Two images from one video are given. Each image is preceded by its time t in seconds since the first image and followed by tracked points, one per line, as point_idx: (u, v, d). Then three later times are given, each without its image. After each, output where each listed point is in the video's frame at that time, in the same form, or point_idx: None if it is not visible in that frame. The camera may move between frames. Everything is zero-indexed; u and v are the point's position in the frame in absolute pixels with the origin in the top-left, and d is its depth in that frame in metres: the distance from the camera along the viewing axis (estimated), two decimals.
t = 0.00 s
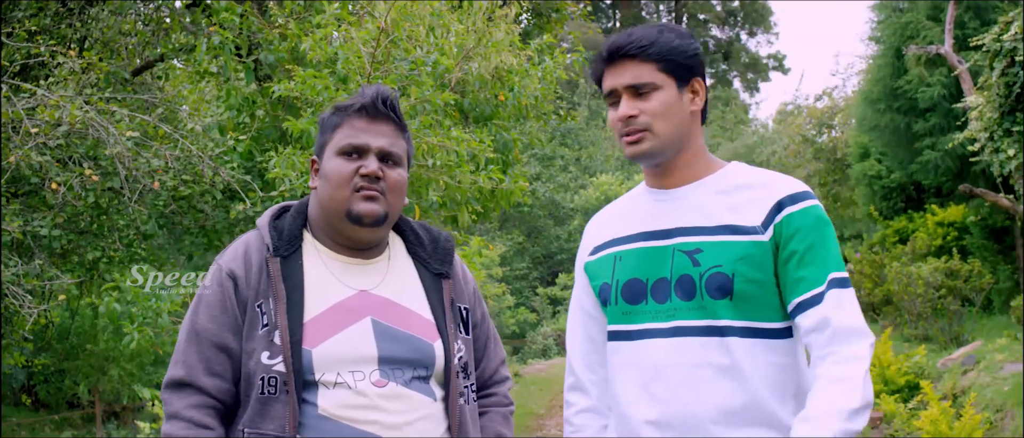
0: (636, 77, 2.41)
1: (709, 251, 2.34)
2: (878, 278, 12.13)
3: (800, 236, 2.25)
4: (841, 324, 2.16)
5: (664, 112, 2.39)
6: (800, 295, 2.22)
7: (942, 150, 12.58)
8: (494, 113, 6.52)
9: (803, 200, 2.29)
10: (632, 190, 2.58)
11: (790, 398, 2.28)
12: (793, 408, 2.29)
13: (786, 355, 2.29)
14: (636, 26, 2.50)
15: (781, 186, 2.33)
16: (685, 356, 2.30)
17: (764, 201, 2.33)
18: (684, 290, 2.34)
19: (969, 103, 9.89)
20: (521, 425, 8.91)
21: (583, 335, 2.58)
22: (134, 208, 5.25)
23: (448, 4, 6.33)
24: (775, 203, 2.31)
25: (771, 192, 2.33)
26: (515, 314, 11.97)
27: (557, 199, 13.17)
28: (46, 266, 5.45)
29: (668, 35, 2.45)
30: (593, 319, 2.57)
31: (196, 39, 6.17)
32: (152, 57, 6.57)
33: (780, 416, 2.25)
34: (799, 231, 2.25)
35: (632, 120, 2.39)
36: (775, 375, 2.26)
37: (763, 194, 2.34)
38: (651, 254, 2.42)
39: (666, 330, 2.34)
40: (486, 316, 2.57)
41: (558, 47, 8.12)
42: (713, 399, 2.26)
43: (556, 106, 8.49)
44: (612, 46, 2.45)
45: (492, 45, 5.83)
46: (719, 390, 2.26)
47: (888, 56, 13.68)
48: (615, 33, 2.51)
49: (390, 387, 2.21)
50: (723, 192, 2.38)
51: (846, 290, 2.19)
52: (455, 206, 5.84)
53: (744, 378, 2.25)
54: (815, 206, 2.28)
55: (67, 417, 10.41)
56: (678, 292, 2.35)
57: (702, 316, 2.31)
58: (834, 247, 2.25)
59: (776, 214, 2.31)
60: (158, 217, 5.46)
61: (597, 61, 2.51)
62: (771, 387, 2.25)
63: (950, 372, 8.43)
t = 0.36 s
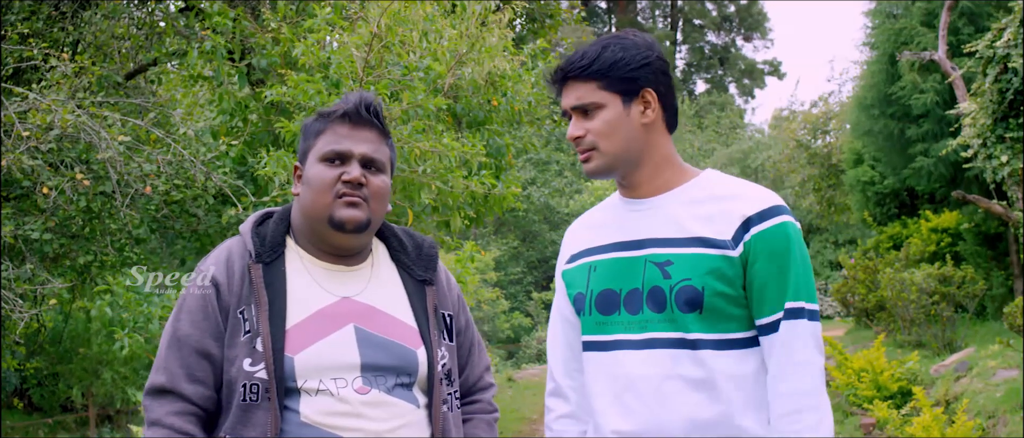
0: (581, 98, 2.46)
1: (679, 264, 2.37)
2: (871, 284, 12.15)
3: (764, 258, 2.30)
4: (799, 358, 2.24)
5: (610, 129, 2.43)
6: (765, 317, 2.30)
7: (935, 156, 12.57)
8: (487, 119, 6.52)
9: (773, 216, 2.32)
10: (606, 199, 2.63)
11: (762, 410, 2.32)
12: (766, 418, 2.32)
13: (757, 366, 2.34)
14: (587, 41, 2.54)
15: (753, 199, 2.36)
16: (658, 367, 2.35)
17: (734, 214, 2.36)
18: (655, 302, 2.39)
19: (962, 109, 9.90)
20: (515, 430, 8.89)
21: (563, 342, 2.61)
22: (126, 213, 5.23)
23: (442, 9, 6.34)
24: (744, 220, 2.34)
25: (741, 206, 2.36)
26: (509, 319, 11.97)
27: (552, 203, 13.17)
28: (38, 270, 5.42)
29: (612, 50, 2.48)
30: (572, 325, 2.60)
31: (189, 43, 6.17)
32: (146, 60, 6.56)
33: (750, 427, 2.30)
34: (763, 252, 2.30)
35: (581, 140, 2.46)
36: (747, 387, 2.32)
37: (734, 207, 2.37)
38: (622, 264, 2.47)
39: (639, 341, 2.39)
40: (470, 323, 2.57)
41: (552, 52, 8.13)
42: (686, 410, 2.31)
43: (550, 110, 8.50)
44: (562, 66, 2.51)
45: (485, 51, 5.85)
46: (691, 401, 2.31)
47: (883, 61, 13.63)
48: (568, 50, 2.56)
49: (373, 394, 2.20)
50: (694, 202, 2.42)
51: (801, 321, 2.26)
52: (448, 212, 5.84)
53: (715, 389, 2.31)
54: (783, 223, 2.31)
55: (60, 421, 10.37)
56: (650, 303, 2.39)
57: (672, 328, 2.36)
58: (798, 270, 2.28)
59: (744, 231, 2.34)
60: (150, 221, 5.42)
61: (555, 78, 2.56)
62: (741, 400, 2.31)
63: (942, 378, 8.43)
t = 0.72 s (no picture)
0: (618, 84, 2.48)
1: (681, 262, 2.38)
2: (870, 285, 12.15)
3: (770, 255, 2.30)
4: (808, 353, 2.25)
5: (645, 118, 2.46)
6: (769, 313, 2.30)
7: (935, 157, 12.55)
8: (486, 117, 6.52)
9: (777, 213, 2.33)
10: (603, 195, 2.63)
11: (763, 409, 2.32)
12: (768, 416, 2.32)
13: (758, 364, 2.34)
14: (608, 31, 2.56)
15: (757, 197, 2.36)
16: (659, 366, 2.35)
17: (738, 213, 2.36)
18: (657, 301, 2.39)
19: (961, 111, 9.88)
20: (511, 429, 8.88)
21: (554, 341, 2.61)
22: (124, 209, 5.21)
23: (440, 7, 6.33)
24: (748, 217, 2.34)
25: (745, 204, 2.36)
26: (508, 318, 11.98)
27: (552, 203, 13.16)
28: (35, 266, 5.40)
29: (644, 42, 2.53)
30: (564, 325, 2.60)
31: (188, 40, 6.15)
32: (145, 57, 6.55)
33: (754, 426, 2.30)
34: (769, 250, 2.30)
35: (615, 125, 2.45)
36: (749, 385, 2.32)
37: (737, 205, 2.37)
38: (622, 262, 2.47)
39: (639, 340, 2.39)
40: (461, 321, 2.57)
41: (550, 51, 8.13)
42: (689, 410, 2.31)
43: (549, 109, 8.49)
44: (590, 51, 2.50)
45: (483, 49, 5.85)
46: (693, 400, 2.31)
47: (883, 62, 13.62)
48: (586, 39, 2.57)
49: (363, 391, 2.20)
50: (694, 200, 2.42)
51: (811, 316, 2.27)
52: (445, 210, 5.83)
53: (717, 388, 2.31)
54: (788, 220, 2.33)
55: (57, 417, 10.35)
56: (652, 302, 2.40)
57: (675, 326, 2.36)
58: (805, 267, 2.31)
59: (749, 228, 2.34)
60: (147, 217, 5.42)
61: (569, 66, 2.56)
62: (743, 398, 2.31)
63: (940, 379, 8.42)
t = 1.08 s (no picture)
0: (626, 76, 2.47)
1: (681, 256, 2.38)
2: (869, 284, 12.15)
3: (769, 241, 2.30)
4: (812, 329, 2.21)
5: (651, 111, 2.47)
6: (768, 298, 2.27)
7: (934, 156, 12.55)
8: (484, 115, 6.53)
9: (776, 204, 2.34)
10: (597, 191, 2.63)
11: (759, 404, 2.32)
12: (764, 411, 2.33)
13: (756, 361, 2.33)
14: (614, 23, 2.55)
15: (756, 190, 2.38)
16: (659, 361, 2.34)
17: (737, 206, 2.37)
18: (656, 295, 2.39)
19: (960, 109, 9.88)
20: (510, 428, 8.87)
21: (547, 339, 2.60)
22: (121, 207, 5.20)
23: (438, 5, 6.33)
24: (748, 206, 2.36)
25: (744, 197, 2.38)
26: (508, 317, 11.98)
27: (552, 201, 13.15)
28: (32, 264, 5.38)
29: (652, 37, 2.53)
30: (558, 322, 2.60)
31: (186, 38, 6.15)
32: (143, 55, 6.55)
33: (752, 419, 2.30)
34: (770, 237, 2.30)
35: (622, 118, 2.45)
36: (746, 380, 2.31)
37: (736, 199, 2.38)
38: (620, 256, 2.47)
39: (637, 335, 2.38)
40: (451, 317, 2.62)
41: (549, 50, 8.13)
42: (687, 406, 2.30)
43: (549, 107, 8.49)
44: (599, 42, 2.49)
45: (480, 47, 5.86)
46: (692, 396, 2.30)
47: (882, 61, 13.61)
48: (592, 30, 2.56)
49: (352, 388, 2.24)
50: (692, 196, 2.44)
51: (815, 297, 2.24)
52: (443, 208, 5.84)
53: (716, 384, 2.29)
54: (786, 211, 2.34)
55: (57, 415, 10.34)
56: (651, 296, 2.39)
57: (676, 320, 2.35)
58: (805, 252, 2.30)
59: (748, 217, 2.36)
60: (145, 215, 5.40)
61: (574, 57, 2.54)
62: (741, 392, 2.30)
63: (938, 378, 8.41)
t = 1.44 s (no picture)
0: (617, 77, 2.48)
1: (671, 261, 2.39)
2: (865, 286, 12.19)
3: (758, 256, 2.31)
4: (784, 353, 2.27)
5: (642, 113, 2.47)
6: (760, 315, 2.31)
7: (928, 158, 12.57)
8: (478, 116, 6.55)
9: (767, 213, 2.35)
10: (592, 191, 2.63)
11: (749, 409, 2.33)
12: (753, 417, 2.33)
13: (749, 363, 2.35)
14: (609, 24, 2.57)
15: (746, 196, 2.38)
16: (648, 365, 2.35)
17: (726, 211, 2.38)
18: (646, 299, 2.39)
19: (955, 111, 9.91)
20: (506, 429, 8.85)
21: (545, 337, 2.60)
22: (115, 209, 5.18)
23: (432, 6, 6.34)
24: (738, 217, 2.36)
25: (733, 203, 2.38)
26: (505, 319, 11.98)
27: (550, 203, 13.16)
28: (26, 266, 5.40)
29: (645, 37, 2.54)
30: (554, 320, 2.59)
31: (180, 39, 6.16)
32: (138, 57, 6.55)
33: (740, 424, 2.31)
34: (758, 248, 2.32)
35: (612, 119, 2.45)
36: (736, 383, 2.33)
37: (725, 203, 2.39)
38: (611, 260, 2.48)
39: (628, 338, 2.39)
40: (437, 318, 2.65)
41: (544, 52, 8.14)
42: (678, 409, 2.32)
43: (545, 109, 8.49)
44: (591, 44, 2.51)
45: (474, 49, 5.86)
46: (681, 399, 2.32)
47: (878, 63, 13.63)
48: (586, 32, 2.57)
49: (337, 390, 2.29)
50: (684, 199, 2.44)
51: (796, 315, 2.28)
52: (437, 209, 5.84)
53: (704, 388, 2.31)
54: (777, 220, 2.34)
55: (54, 417, 10.33)
56: (640, 301, 2.40)
57: (663, 325, 2.36)
58: (794, 264, 2.31)
59: (737, 228, 2.36)
60: (140, 217, 5.38)
61: (568, 58, 2.56)
62: (731, 395, 2.32)
63: (932, 380, 8.42)
